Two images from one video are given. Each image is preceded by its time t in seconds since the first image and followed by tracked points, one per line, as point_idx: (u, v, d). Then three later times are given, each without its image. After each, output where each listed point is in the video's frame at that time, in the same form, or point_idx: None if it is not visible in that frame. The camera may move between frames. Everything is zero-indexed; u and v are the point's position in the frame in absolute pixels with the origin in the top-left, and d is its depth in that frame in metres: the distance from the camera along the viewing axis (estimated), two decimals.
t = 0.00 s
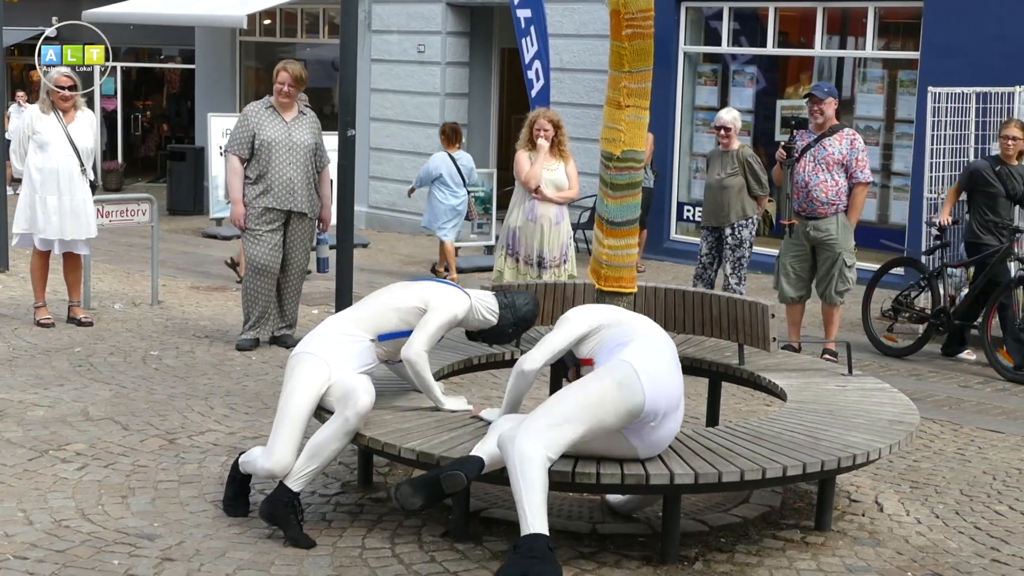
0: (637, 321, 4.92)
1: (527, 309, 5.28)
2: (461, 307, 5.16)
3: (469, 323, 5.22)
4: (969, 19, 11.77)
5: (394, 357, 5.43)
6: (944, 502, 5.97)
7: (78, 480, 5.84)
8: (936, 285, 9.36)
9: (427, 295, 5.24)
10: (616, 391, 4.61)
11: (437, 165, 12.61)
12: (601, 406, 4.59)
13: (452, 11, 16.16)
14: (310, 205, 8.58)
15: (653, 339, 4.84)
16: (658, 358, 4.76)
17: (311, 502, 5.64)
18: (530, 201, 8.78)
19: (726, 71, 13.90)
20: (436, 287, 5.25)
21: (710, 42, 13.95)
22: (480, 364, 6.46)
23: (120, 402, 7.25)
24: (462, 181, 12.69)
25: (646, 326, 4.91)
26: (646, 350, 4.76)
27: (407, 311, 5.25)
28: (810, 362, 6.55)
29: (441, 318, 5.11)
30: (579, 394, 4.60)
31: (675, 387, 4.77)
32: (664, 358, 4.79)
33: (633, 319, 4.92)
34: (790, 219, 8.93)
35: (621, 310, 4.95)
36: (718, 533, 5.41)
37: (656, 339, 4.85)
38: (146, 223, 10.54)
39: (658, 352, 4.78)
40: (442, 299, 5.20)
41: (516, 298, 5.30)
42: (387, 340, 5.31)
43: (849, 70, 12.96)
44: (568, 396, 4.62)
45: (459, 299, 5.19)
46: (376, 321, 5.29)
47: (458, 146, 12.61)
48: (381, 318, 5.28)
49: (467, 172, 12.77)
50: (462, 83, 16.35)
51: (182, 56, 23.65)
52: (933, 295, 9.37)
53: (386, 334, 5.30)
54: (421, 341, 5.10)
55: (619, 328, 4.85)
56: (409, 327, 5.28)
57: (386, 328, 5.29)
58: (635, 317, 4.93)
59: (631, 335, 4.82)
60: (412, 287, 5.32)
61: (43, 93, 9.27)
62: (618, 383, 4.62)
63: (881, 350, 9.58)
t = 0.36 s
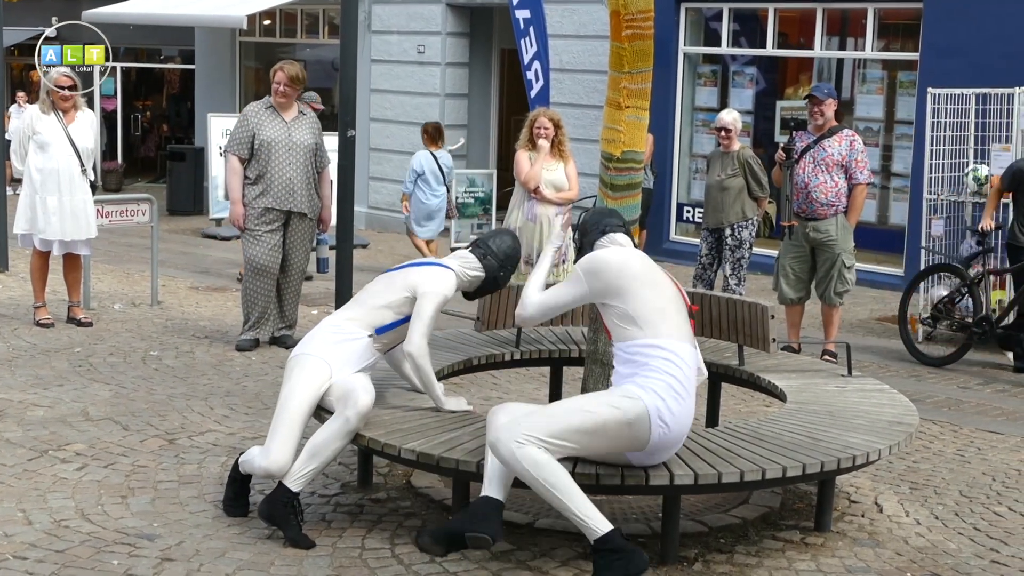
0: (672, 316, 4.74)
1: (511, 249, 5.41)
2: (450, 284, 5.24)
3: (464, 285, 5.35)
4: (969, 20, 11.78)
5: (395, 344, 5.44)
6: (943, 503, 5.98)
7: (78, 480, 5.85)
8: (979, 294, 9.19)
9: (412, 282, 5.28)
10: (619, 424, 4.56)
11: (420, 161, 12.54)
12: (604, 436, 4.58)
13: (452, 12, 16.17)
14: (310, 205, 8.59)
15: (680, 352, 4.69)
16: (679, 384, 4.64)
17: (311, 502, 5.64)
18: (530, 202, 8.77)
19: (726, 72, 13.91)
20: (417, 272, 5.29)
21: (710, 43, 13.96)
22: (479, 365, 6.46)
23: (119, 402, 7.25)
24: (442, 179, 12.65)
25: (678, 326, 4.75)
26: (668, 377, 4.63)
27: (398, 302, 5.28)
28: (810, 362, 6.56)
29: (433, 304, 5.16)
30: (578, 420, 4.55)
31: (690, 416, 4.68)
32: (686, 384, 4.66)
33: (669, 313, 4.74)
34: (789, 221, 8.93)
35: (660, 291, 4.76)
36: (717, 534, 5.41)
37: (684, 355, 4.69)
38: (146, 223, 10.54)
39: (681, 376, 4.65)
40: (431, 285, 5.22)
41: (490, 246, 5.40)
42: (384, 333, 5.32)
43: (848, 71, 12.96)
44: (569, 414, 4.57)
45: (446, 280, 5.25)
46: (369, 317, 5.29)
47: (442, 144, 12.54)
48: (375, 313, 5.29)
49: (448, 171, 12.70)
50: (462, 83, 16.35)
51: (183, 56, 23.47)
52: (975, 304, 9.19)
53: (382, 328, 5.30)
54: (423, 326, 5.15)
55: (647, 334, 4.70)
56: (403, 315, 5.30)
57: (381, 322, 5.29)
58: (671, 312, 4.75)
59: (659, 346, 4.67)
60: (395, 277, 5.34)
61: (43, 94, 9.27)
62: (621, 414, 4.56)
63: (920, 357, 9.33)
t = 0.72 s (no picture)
0: (671, 326, 4.57)
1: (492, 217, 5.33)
2: (436, 272, 5.21)
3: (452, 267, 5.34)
4: (972, 23, 11.77)
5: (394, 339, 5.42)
6: (945, 505, 5.98)
7: (80, 481, 5.85)
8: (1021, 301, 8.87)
9: (397, 276, 5.24)
10: (615, 451, 4.50)
11: (397, 165, 12.60)
12: (600, 463, 4.52)
13: (454, 14, 16.18)
14: (313, 206, 8.59)
15: (677, 367, 4.56)
16: (677, 408, 4.53)
17: (314, 503, 5.65)
18: (531, 203, 8.79)
19: (729, 75, 13.92)
20: (400, 265, 5.25)
21: (712, 45, 13.96)
22: (481, 366, 6.47)
23: (122, 403, 7.26)
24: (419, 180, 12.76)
25: (679, 335, 4.59)
26: (664, 403, 4.51)
27: (389, 297, 5.25)
28: (812, 365, 6.56)
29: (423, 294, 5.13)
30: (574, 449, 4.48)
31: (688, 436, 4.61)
32: (683, 406, 4.55)
33: (667, 326, 4.57)
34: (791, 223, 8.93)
35: (659, 302, 4.56)
36: (720, 536, 5.41)
37: (683, 376, 4.56)
38: (149, 224, 10.55)
39: (679, 401, 4.54)
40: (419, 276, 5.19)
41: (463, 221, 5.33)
42: (381, 330, 5.30)
43: (851, 73, 12.95)
44: (561, 444, 4.49)
45: (432, 269, 5.21)
46: (362, 315, 5.27)
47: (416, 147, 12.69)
48: (369, 312, 5.27)
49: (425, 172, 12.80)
50: (464, 85, 16.36)
51: (185, 57, 23.65)
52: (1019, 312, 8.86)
53: (379, 324, 5.28)
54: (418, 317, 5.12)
55: (642, 353, 4.55)
56: (396, 309, 5.27)
57: (376, 319, 5.27)
58: (669, 325, 4.57)
59: (657, 367, 4.53)
60: (379, 273, 5.30)
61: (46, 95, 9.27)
62: (617, 444, 4.50)
63: (963, 370, 9.03)
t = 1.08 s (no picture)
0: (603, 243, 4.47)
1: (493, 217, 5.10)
2: (427, 269, 5.19)
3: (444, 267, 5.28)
4: (972, 25, 11.78)
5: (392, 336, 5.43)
6: (946, 508, 5.97)
7: (81, 481, 5.85)
8: None
9: (390, 273, 5.24)
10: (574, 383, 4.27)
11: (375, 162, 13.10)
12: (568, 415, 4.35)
13: (456, 15, 16.19)
14: (314, 208, 8.60)
15: (616, 264, 4.39)
16: (619, 292, 4.29)
17: (315, 505, 5.64)
18: (534, 205, 8.79)
19: (730, 77, 13.93)
20: (393, 263, 5.25)
21: (714, 46, 13.97)
22: (482, 368, 6.47)
23: (123, 403, 7.26)
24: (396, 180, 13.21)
25: (617, 246, 4.46)
26: (597, 309, 4.27)
27: (383, 295, 5.26)
28: (813, 367, 6.56)
29: (416, 290, 5.14)
30: (540, 404, 4.34)
31: (647, 329, 4.23)
32: (621, 303, 4.26)
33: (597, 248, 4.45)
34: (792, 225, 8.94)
35: (583, 228, 4.53)
36: (720, 539, 5.41)
37: (617, 281, 4.32)
38: (150, 225, 10.56)
39: (619, 291, 4.29)
40: (409, 272, 5.18)
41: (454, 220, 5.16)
42: (377, 327, 5.32)
43: (851, 75, 12.96)
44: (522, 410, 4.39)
45: (423, 263, 5.20)
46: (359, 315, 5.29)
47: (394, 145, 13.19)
48: (365, 309, 5.29)
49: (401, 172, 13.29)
50: (465, 87, 16.37)
51: (186, 58, 23.60)
52: None
53: (375, 322, 5.30)
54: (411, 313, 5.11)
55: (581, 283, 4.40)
56: (391, 306, 5.29)
57: (372, 317, 5.29)
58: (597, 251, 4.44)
59: (588, 271, 4.39)
60: (372, 273, 5.31)
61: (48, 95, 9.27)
62: (573, 370, 4.26)
63: (1003, 380, 8.80)
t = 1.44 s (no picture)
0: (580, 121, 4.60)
1: (421, 201, 4.88)
2: (366, 264, 4.94)
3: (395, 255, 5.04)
4: (969, 26, 11.79)
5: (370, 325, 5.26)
6: (944, 509, 5.98)
7: (79, 483, 5.85)
8: None
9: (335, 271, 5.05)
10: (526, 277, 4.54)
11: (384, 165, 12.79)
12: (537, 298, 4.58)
13: (453, 16, 16.18)
14: (311, 209, 8.59)
15: (565, 171, 4.34)
16: (555, 199, 4.25)
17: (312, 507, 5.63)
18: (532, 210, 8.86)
19: (727, 78, 13.94)
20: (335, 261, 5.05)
21: (711, 48, 13.98)
22: (480, 369, 6.47)
23: (120, 405, 7.25)
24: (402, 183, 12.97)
25: (582, 144, 4.37)
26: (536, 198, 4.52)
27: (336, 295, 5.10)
28: (811, 368, 6.57)
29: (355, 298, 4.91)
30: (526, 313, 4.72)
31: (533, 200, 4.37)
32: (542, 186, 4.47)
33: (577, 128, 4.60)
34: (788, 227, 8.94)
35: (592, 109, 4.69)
36: (718, 540, 5.41)
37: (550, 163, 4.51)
38: (147, 226, 10.55)
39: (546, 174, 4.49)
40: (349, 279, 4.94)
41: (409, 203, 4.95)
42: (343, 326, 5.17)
43: (848, 77, 12.98)
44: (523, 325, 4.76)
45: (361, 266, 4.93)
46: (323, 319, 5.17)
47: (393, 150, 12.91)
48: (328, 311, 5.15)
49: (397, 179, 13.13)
50: (463, 88, 16.37)
51: (183, 60, 23.64)
52: None
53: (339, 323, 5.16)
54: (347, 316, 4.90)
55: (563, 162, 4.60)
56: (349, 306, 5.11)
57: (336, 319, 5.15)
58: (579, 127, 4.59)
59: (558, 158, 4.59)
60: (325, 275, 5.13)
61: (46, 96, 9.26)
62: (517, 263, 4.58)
63: None
